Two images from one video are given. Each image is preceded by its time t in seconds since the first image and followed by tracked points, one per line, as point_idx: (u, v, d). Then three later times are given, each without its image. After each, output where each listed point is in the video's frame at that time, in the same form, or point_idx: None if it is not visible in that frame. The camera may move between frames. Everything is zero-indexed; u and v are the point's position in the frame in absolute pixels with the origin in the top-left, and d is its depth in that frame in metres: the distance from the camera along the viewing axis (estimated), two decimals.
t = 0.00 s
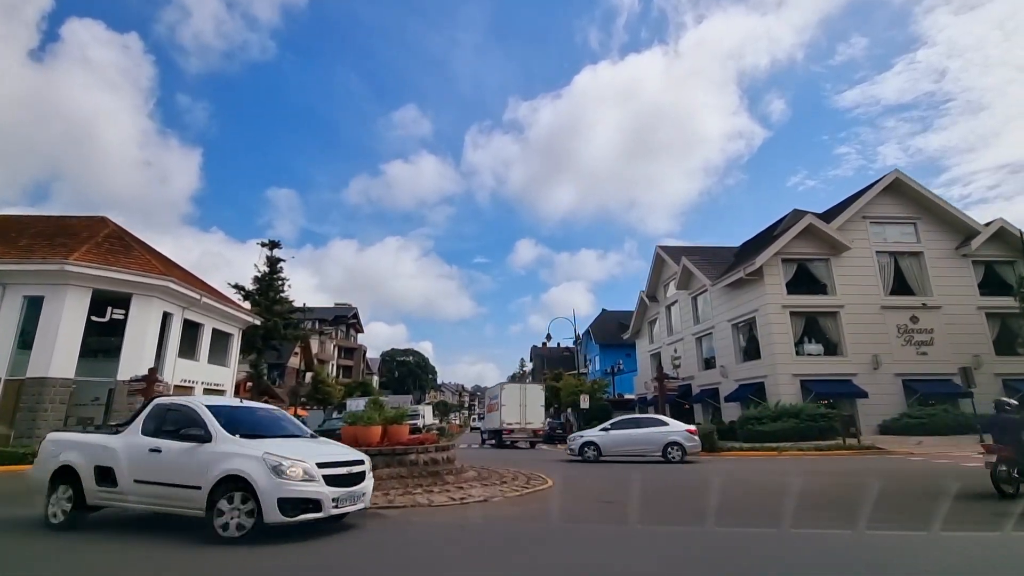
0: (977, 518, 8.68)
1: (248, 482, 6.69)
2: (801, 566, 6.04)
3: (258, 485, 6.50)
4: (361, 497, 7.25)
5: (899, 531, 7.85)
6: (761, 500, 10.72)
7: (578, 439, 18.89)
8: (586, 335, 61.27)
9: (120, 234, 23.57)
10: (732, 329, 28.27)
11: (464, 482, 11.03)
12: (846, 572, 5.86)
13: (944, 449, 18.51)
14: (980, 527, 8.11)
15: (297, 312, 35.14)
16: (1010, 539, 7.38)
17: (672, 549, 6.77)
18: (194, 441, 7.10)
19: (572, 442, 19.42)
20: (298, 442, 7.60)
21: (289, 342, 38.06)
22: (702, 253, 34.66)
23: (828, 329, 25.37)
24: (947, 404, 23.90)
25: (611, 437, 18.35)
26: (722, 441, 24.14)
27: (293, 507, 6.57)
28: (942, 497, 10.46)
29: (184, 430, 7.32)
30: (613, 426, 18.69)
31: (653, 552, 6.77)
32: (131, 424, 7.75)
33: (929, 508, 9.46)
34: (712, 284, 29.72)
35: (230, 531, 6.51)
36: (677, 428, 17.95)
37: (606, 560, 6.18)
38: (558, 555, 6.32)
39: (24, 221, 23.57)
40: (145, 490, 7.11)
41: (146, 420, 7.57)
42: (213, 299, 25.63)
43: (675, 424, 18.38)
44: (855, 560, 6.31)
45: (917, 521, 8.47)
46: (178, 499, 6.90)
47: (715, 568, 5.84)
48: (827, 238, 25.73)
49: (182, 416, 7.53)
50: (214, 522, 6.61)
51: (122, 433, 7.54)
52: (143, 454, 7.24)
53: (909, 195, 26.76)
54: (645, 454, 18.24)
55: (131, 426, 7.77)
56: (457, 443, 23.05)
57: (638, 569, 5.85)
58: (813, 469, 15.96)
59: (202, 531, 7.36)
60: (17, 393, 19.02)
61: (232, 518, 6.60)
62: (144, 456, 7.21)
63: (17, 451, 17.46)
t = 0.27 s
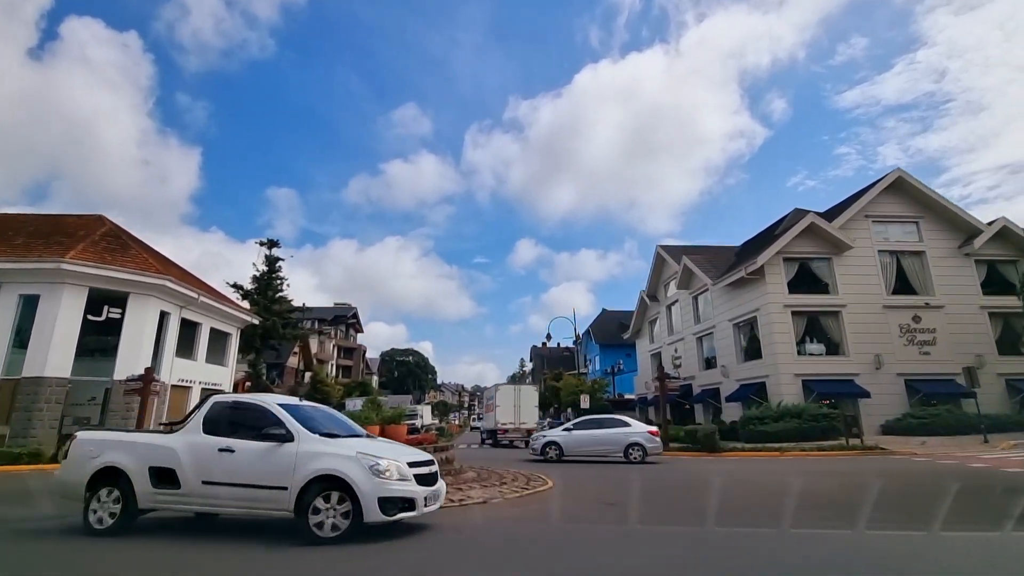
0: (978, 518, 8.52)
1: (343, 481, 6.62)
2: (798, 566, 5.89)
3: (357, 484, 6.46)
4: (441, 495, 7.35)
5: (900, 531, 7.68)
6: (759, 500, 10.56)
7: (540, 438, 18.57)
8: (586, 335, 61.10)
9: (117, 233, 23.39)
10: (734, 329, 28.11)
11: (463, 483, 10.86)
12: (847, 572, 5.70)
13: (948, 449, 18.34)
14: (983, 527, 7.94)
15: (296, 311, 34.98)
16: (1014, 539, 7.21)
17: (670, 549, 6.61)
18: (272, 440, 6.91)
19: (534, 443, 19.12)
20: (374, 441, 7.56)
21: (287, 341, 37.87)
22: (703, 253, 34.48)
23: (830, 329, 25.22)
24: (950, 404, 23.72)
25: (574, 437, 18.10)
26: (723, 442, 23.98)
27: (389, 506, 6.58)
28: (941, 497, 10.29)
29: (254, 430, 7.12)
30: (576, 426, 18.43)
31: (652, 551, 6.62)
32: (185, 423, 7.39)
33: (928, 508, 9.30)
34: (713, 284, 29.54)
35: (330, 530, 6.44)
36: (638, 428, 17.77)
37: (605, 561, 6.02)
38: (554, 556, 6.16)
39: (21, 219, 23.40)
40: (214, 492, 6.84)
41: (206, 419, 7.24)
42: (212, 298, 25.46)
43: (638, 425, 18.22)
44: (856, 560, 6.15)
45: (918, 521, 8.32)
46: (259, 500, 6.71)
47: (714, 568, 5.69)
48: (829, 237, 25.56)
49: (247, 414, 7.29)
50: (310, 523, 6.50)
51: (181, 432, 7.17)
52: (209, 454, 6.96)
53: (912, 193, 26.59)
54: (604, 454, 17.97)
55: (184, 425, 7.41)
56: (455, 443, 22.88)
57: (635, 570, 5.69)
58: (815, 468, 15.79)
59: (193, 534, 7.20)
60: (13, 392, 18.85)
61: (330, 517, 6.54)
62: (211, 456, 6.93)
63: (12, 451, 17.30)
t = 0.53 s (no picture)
0: (979, 518, 8.40)
1: (449, 479, 6.79)
2: (796, 567, 5.76)
3: (466, 483, 6.68)
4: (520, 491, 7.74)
5: (899, 531, 7.56)
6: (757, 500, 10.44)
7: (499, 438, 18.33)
8: (586, 335, 61.01)
9: (115, 231, 23.27)
10: (735, 330, 27.97)
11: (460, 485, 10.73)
12: (846, 572, 5.57)
13: (951, 450, 18.22)
14: (983, 527, 7.83)
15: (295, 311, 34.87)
16: (1014, 539, 7.09)
17: (667, 549, 6.49)
18: (369, 439, 6.90)
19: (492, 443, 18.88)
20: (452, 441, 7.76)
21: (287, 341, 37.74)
22: (703, 252, 34.36)
23: (831, 329, 25.08)
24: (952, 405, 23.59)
25: (533, 437, 17.93)
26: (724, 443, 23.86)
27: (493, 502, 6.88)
28: (942, 497, 10.17)
29: (346, 428, 7.02)
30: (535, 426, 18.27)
31: (649, 550, 6.52)
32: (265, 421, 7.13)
33: (929, 508, 9.17)
34: (714, 284, 29.41)
35: (442, 527, 6.59)
36: (596, 428, 17.79)
37: (603, 561, 5.91)
38: (549, 556, 6.04)
39: (18, 218, 23.28)
40: (308, 492, 6.70)
41: (293, 417, 7.05)
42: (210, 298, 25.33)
43: (597, 425, 18.18)
44: (856, 560, 6.03)
45: (918, 522, 8.19)
46: (359, 498, 6.68)
47: (712, 569, 5.56)
48: (831, 237, 25.42)
49: (334, 413, 7.16)
50: (422, 522, 6.61)
51: (267, 430, 6.93)
52: (302, 453, 6.80)
53: (913, 193, 26.46)
54: (562, 455, 17.81)
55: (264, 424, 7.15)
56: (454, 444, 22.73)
57: (632, 570, 5.56)
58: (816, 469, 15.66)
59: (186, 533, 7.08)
60: (9, 392, 18.72)
61: (439, 515, 6.68)
62: (304, 455, 6.78)
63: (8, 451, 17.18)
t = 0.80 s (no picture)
0: (979, 518, 8.32)
1: (544, 480, 7.00)
2: (794, 566, 5.69)
3: (564, 483, 6.89)
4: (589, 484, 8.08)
5: (899, 531, 7.48)
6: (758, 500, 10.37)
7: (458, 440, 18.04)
8: (586, 335, 60.91)
9: (113, 231, 23.20)
10: (735, 330, 27.91)
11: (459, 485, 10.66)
12: (846, 572, 5.49)
13: (952, 451, 18.14)
14: (982, 527, 7.75)
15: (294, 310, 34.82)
16: (1014, 539, 7.01)
17: (667, 548, 6.42)
18: (465, 440, 7.01)
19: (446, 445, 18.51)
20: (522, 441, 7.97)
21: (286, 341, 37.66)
22: (704, 252, 34.29)
23: (832, 329, 25.01)
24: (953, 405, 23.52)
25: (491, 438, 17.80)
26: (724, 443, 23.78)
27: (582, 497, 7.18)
28: (942, 496, 10.09)
29: (440, 430, 7.10)
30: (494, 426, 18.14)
31: (649, 550, 6.43)
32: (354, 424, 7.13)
33: (928, 507, 9.09)
34: (714, 284, 29.34)
35: (541, 526, 6.76)
36: (558, 429, 17.86)
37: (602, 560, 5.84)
38: (547, 556, 5.97)
39: (17, 217, 23.20)
40: (405, 493, 6.76)
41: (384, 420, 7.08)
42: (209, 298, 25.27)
43: (558, 425, 18.25)
44: (856, 560, 5.95)
45: (918, 521, 8.11)
46: (455, 498, 6.79)
47: (711, 569, 5.49)
48: (832, 237, 25.35)
49: (428, 415, 7.23)
50: (526, 523, 6.79)
51: (361, 432, 6.93)
52: (398, 454, 6.85)
53: (914, 193, 26.38)
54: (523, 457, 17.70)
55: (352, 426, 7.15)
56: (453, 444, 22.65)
57: (630, 570, 5.48)
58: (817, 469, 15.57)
59: (182, 534, 7.01)
60: (6, 391, 18.64)
61: (537, 514, 6.85)
62: (401, 456, 6.83)
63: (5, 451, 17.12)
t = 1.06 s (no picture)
0: (979, 518, 8.27)
1: (640, 478, 7.48)
2: (794, 566, 5.64)
3: (661, 482, 7.43)
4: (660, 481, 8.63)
5: (898, 531, 7.44)
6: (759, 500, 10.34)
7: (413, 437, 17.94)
8: (586, 335, 60.82)
9: (113, 231, 23.17)
10: (735, 330, 27.86)
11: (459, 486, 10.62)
12: (846, 572, 5.45)
13: (952, 451, 18.10)
14: (982, 527, 7.70)
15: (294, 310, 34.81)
16: (1014, 539, 6.97)
17: (666, 548, 6.39)
18: (567, 441, 7.43)
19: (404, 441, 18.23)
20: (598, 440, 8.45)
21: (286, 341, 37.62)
22: (704, 252, 34.26)
23: (833, 329, 24.97)
24: (954, 406, 23.47)
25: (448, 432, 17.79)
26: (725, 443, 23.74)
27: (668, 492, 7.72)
28: (942, 497, 10.04)
29: (541, 431, 7.51)
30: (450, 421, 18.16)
31: (654, 549, 6.37)
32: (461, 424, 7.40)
33: (928, 507, 9.04)
34: (714, 284, 29.33)
35: (642, 520, 7.25)
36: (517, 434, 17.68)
37: (601, 560, 5.80)
38: (546, 556, 5.93)
39: (15, 217, 23.13)
40: (517, 489, 7.11)
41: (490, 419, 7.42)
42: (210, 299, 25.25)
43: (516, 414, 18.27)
44: (855, 560, 5.90)
45: (919, 521, 8.09)
46: (560, 496, 7.19)
47: (711, 569, 5.45)
48: (833, 237, 25.29)
49: (528, 416, 7.62)
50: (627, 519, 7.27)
51: (471, 431, 7.21)
52: (508, 453, 7.19)
53: (915, 193, 26.33)
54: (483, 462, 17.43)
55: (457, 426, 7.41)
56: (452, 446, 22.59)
57: (629, 570, 5.44)
58: (818, 469, 15.53)
59: (180, 534, 6.96)
60: (5, 391, 18.60)
61: (637, 510, 7.34)
62: (511, 455, 7.18)
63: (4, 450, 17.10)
